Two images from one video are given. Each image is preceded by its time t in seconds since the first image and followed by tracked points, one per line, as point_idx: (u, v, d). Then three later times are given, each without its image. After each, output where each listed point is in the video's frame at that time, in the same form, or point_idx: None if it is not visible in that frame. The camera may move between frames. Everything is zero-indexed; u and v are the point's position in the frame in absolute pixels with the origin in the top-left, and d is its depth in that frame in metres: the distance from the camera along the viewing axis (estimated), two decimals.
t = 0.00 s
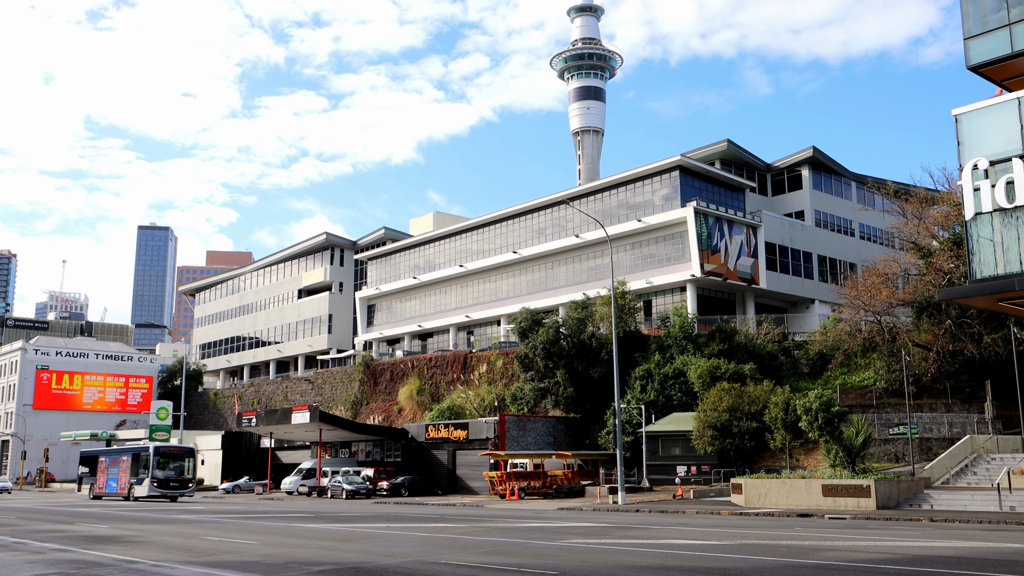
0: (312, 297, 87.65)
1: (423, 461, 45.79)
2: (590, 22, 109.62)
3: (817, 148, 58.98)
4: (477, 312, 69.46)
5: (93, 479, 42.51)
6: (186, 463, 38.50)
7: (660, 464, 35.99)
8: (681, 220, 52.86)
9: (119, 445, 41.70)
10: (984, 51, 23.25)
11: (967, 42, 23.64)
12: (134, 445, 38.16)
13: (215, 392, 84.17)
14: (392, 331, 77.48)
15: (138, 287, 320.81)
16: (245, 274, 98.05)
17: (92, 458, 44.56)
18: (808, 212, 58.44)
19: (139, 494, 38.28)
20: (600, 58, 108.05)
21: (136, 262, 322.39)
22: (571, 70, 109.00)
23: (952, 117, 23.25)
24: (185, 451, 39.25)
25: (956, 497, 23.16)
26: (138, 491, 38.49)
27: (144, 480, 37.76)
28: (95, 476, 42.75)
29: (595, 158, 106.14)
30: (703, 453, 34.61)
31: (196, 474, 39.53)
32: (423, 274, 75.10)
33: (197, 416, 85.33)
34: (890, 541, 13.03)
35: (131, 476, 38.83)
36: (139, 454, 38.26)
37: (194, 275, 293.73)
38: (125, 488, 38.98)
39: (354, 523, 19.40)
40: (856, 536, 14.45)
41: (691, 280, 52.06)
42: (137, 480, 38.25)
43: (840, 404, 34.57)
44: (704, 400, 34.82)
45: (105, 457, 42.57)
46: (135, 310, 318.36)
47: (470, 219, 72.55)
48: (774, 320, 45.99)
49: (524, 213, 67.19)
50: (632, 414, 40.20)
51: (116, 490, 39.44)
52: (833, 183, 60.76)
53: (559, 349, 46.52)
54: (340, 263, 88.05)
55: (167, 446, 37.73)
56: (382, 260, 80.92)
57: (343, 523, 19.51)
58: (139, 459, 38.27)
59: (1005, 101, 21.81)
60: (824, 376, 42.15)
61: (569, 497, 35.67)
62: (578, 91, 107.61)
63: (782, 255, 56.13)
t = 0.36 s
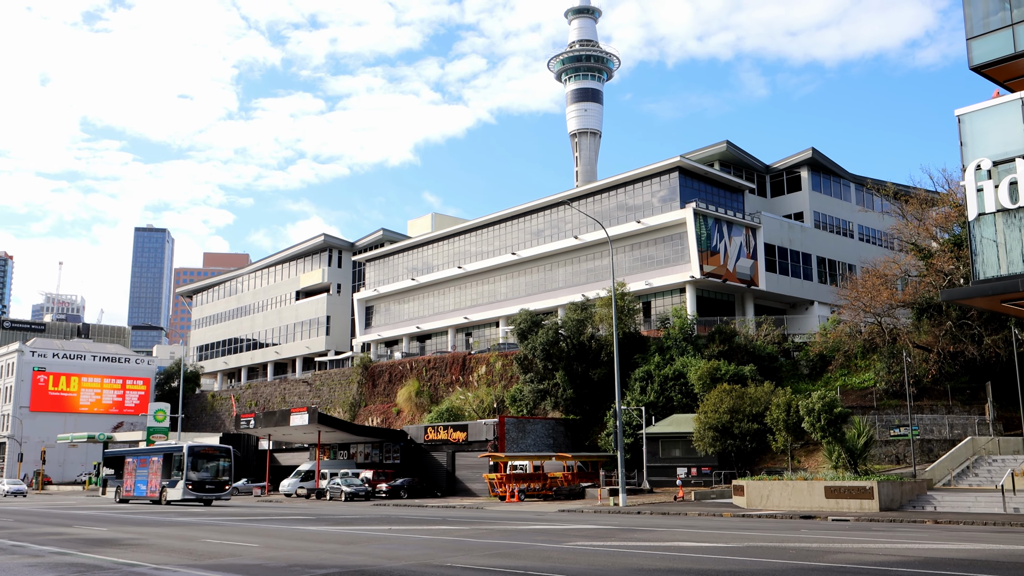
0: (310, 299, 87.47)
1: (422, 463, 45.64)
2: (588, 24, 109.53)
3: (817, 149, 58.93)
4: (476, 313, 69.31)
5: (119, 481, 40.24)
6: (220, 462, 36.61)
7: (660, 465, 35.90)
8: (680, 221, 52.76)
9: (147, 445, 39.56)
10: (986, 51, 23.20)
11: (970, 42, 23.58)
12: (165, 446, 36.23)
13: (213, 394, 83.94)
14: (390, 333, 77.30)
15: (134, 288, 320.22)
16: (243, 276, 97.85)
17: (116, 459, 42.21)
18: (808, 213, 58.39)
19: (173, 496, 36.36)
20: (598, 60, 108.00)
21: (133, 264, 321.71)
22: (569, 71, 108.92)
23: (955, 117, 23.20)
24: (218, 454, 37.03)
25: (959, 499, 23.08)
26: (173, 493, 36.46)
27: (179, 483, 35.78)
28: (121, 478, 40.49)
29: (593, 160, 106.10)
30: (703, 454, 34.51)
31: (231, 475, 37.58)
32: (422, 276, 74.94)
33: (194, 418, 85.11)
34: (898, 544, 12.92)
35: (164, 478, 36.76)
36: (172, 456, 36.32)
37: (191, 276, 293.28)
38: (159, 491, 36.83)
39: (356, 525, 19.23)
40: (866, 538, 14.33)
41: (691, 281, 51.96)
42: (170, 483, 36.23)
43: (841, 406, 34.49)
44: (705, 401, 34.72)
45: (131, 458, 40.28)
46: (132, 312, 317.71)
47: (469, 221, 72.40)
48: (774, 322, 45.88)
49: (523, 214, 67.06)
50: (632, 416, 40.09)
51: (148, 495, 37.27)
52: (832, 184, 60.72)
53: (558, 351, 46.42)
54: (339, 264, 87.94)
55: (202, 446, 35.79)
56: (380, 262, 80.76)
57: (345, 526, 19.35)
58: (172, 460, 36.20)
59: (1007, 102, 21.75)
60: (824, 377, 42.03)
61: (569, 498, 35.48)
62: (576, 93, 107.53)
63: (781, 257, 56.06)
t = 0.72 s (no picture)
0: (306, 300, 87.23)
1: (419, 464, 45.46)
2: (585, 26, 109.46)
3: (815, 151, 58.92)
4: (473, 315, 69.12)
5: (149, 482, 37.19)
6: (261, 462, 33.32)
7: (659, 467, 35.77)
8: (679, 222, 52.65)
9: (180, 444, 36.48)
10: (988, 51, 23.12)
11: (972, 42, 23.50)
12: (201, 444, 33.19)
13: (209, 396, 83.64)
14: (387, 334, 77.09)
15: (130, 290, 319.39)
16: (239, 277, 97.60)
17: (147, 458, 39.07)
18: (806, 214, 58.37)
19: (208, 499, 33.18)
20: (595, 62, 107.97)
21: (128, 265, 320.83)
22: (565, 73, 108.87)
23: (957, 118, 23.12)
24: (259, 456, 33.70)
25: (962, 501, 23.03)
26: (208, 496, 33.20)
27: (217, 484, 32.51)
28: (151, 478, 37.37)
29: (589, 162, 106.06)
30: (702, 456, 34.41)
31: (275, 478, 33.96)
32: (419, 277, 74.74)
33: (190, 419, 84.83)
34: (906, 547, 12.81)
35: (199, 480, 33.47)
36: (209, 455, 33.11)
37: (187, 278, 292.63)
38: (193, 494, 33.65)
39: (357, 528, 19.05)
40: (873, 541, 14.23)
41: (690, 282, 51.84)
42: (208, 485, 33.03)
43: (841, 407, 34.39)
44: (704, 402, 34.61)
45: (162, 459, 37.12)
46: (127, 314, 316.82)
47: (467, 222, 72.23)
48: (772, 323, 45.83)
49: (521, 215, 66.91)
50: (631, 418, 39.96)
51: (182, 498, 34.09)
52: (830, 186, 60.72)
53: (556, 352, 46.26)
54: (335, 265, 87.76)
55: (241, 444, 32.59)
56: (377, 263, 80.58)
57: (345, 528, 19.17)
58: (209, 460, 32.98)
59: (1009, 102, 21.69)
60: (823, 379, 41.97)
61: (568, 500, 35.32)
62: (572, 94, 107.48)
63: (780, 258, 56.01)
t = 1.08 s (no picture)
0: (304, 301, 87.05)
1: (418, 466, 45.35)
2: (582, 28, 109.46)
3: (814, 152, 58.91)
4: (471, 316, 68.98)
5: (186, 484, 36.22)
6: (311, 462, 31.96)
7: (659, 469, 35.69)
8: (679, 223, 52.59)
9: (220, 445, 35.57)
10: (992, 52, 23.07)
11: (975, 43, 23.45)
12: (246, 444, 32.07)
13: (206, 397, 83.48)
14: (385, 336, 76.90)
15: (127, 291, 318.74)
16: (237, 278, 97.42)
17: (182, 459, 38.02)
18: (806, 216, 58.35)
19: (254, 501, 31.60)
20: (592, 64, 107.97)
21: (125, 266, 320.13)
22: (562, 75, 108.85)
23: (960, 118, 23.08)
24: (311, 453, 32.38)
25: (966, 503, 22.99)
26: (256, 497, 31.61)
27: (266, 485, 31.24)
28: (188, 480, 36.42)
29: (586, 163, 106.04)
30: (702, 458, 34.31)
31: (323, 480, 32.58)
32: (417, 279, 74.60)
33: (188, 421, 84.66)
34: (912, 548, 12.72)
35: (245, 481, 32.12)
36: (257, 455, 31.90)
37: (184, 279, 292.20)
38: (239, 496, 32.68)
39: (358, 529, 18.92)
40: (882, 543, 14.11)
41: (689, 284, 51.79)
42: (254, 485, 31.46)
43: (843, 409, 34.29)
44: (704, 404, 34.54)
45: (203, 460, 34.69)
46: (123, 315, 316.24)
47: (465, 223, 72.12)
48: (771, 325, 45.74)
49: (519, 217, 66.81)
50: (631, 419, 39.92)
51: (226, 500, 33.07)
52: (830, 188, 60.72)
53: (556, 354, 46.09)
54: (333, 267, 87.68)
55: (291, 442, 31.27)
56: (375, 264, 80.43)
57: (347, 530, 19.04)
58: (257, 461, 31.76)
59: (1012, 103, 21.62)
60: (823, 380, 41.91)
61: (567, 502, 35.15)
62: (569, 96, 107.47)
63: (779, 260, 55.99)
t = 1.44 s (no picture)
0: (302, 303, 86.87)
1: (417, 468, 45.20)
2: (580, 30, 109.46)
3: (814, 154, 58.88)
4: (470, 318, 68.81)
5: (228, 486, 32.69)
6: (373, 461, 28.83)
7: (661, 471, 35.55)
8: (679, 225, 52.51)
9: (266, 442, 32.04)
10: (998, 53, 22.96)
11: (978, 44, 23.39)
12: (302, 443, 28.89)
13: (204, 399, 83.29)
14: (384, 338, 76.69)
15: (124, 292, 318.08)
16: (235, 280, 97.16)
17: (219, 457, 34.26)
18: (805, 218, 58.32)
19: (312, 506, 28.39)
20: (590, 66, 107.95)
21: (122, 268, 319.45)
22: (560, 77, 108.79)
23: (965, 119, 22.98)
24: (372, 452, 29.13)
25: (971, 506, 22.94)
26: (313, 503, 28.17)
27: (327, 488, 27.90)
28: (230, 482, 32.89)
29: (584, 165, 106.00)
30: (703, 460, 34.21)
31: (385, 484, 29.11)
32: (415, 280, 74.43)
33: (186, 423, 84.51)
34: (923, 551, 12.65)
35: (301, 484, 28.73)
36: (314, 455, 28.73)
37: (182, 281, 291.87)
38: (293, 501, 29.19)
39: (361, 532, 18.78)
40: (894, 547, 13.99)
41: (689, 286, 51.70)
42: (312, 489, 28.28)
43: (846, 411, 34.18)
44: (706, 406, 34.45)
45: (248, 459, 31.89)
46: (120, 317, 315.55)
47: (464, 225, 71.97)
48: (772, 327, 45.62)
49: (518, 218, 66.69)
50: (633, 421, 39.85)
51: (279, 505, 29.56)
52: (830, 190, 60.69)
53: (556, 356, 45.95)
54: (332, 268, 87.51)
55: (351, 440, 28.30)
56: (373, 266, 80.26)
57: (350, 533, 18.90)
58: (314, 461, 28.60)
59: (1017, 104, 21.53)
60: (824, 382, 41.83)
61: (568, 504, 35.08)
62: (567, 98, 107.44)
63: (779, 262, 55.92)
